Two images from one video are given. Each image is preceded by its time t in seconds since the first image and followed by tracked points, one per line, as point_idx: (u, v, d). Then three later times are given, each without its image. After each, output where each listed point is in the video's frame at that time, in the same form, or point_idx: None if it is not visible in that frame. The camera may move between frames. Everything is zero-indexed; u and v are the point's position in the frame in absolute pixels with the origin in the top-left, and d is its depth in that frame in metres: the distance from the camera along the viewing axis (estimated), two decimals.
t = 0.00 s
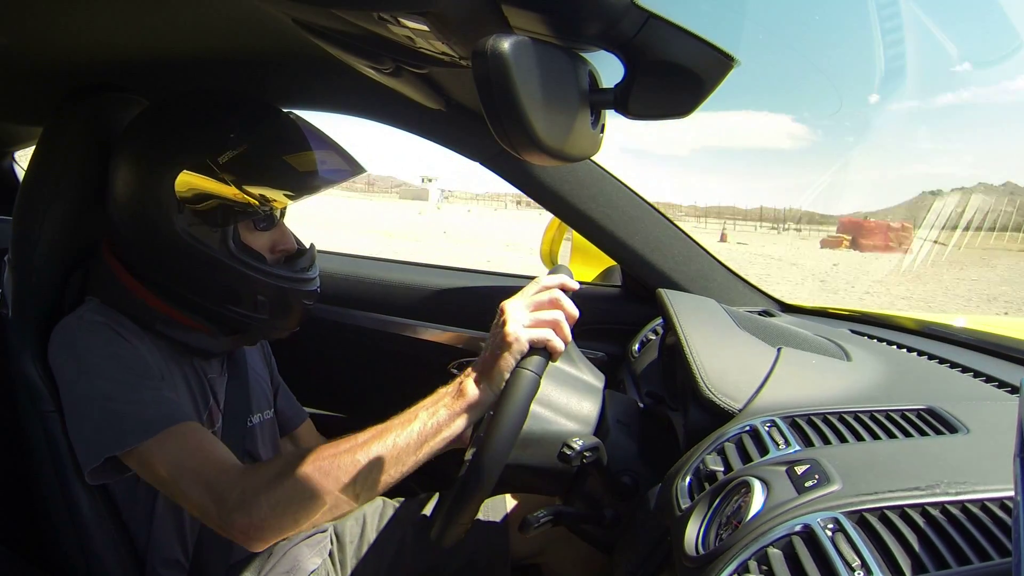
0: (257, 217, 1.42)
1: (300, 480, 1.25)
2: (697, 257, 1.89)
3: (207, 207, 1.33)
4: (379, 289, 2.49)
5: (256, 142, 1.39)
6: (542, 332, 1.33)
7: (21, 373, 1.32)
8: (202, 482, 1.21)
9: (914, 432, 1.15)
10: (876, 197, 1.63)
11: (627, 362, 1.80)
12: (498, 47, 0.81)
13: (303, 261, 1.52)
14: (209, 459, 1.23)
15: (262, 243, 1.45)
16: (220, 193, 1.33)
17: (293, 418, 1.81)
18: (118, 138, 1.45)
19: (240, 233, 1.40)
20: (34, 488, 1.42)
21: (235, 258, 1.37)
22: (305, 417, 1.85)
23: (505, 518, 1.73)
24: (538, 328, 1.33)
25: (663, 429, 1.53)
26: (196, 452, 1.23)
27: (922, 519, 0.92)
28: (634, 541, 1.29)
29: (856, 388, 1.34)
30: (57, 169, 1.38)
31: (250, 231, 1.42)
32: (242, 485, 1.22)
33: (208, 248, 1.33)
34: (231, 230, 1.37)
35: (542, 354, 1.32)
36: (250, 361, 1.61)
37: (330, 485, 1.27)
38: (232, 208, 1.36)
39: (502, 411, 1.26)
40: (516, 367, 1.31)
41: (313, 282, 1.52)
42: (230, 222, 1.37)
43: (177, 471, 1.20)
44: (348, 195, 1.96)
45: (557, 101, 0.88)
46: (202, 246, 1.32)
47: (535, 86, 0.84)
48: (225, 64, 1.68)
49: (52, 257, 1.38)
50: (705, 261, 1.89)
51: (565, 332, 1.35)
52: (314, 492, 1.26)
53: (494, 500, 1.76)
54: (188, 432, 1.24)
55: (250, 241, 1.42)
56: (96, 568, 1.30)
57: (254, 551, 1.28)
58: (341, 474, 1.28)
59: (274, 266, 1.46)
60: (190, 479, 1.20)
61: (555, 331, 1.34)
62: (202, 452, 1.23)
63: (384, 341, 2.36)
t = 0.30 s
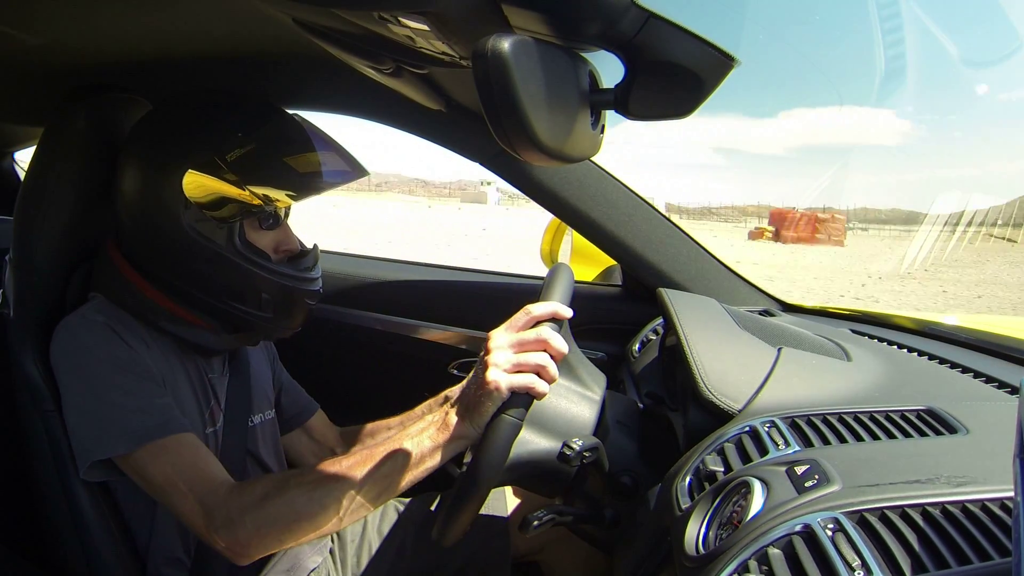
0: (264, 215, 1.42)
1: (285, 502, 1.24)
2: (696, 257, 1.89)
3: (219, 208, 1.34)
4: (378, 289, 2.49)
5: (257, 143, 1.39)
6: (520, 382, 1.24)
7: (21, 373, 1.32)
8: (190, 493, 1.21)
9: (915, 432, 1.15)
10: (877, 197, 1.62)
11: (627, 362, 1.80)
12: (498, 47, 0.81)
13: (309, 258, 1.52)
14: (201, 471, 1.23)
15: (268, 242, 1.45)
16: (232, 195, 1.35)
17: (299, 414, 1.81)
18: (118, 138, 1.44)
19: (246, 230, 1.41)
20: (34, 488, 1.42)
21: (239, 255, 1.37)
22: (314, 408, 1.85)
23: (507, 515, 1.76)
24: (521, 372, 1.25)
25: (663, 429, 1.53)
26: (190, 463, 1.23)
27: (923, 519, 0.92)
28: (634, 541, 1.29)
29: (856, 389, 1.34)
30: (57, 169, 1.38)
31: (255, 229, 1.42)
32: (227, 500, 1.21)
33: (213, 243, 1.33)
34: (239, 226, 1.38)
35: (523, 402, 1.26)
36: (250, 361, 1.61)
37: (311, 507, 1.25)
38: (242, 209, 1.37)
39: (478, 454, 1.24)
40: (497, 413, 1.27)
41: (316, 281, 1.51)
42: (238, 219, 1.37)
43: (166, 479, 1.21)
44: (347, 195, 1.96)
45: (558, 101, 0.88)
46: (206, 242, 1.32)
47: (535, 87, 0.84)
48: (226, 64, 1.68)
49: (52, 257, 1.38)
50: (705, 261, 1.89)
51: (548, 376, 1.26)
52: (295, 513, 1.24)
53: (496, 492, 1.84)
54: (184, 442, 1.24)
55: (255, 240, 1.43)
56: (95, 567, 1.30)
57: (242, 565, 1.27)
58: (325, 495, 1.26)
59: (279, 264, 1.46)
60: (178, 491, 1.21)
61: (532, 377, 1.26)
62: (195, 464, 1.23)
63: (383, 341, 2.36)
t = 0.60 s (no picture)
0: (264, 215, 1.42)
1: (292, 495, 1.23)
2: (696, 257, 1.90)
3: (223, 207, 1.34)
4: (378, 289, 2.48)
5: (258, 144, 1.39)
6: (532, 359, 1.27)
7: (21, 373, 1.32)
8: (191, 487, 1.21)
9: (915, 432, 1.15)
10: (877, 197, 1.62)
11: (627, 362, 1.80)
12: (499, 48, 0.81)
13: (311, 258, 1.52)
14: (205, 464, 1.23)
15: (269, 240, 1.45)
16: (235, 195, 1.34)
17: (300, 417, 1.81)
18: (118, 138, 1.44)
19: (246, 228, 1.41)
20: (34, 489, 1.42)
21: (241, 253, 1.37)
22: (311, 416, 1.85)
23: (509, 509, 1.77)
24: (529, 354, 1.27)
25: (663, 429, 1.53)
26: (194, 458, 1.23)
27: (923, 519, 0.92)
28: (635, 541, 1.29)
29: (856, 389, 1.34)
30: (57, 170, 1.37)
31: (257, 228, 1.42)
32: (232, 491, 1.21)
33: (213, 240, 1.33)
34: (238, 225, 1.38)
35: (531, 381, 1.27)
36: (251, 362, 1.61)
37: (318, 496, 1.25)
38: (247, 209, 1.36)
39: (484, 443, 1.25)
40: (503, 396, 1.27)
41: (316, 281, 1.51)
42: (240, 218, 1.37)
43: (170, 474, 1.20)
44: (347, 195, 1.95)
45: (559, 101, 0.88)
46: (206, 240, 1.32)
47: (535, 88, 0.84)
48: (226, 64, 1.68)
49: (52, 257, 1.38)
50: (704, 260, 1.90)
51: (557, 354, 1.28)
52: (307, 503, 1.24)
53: (501, 492, 1.85)
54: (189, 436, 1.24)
55: (257, 240, 1.43)
56: (95, 567, 1.30)
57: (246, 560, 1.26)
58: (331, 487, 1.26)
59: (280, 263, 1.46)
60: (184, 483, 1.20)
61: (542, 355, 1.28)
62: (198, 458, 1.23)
63: (383, 341, 2.36)
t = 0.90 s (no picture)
0: (255, 214, 1.41)
1: (262, 531, 1.21)
2: (700, 258, 1.87)
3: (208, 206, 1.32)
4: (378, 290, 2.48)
5: (256, 143, 1.40)
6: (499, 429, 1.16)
7: (20, 374, 1.32)
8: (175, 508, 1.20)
9: (915, 432, 1.15)
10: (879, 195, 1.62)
11: (627, 362, 1.79)
12: (498, 49, 0.80)
13: (306, 256, 1.52)
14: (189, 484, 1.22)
15: (262, 239, 1.44)
16: (218, 192, 1.33)
17: (304, 408, 1.82)
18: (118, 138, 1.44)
19: (237, 227, 1.39)
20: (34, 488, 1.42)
21: (231, 251, 1.36)
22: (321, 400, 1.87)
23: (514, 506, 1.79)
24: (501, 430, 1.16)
25: (664, 429, 1.53)
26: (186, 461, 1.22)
27: (922, 519, 0.92)
28: (635, 541, 1.29)
29: (856, 389, 1.34)
30: (56, 170, 1.37)
31: (247, 228, 1.41)
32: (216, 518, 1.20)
33: (204, 242, 1.32)
34: (226, 224, 1.36)
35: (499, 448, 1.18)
36: (250, 361, 1.61)
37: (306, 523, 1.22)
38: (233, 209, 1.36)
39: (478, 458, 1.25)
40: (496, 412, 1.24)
41: (312, 280, 1.50)
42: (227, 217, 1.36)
43: (152, 496, 1.20)
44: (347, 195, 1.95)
45: (558, 102, 0.88)
46: (196, 241, 1.31)
47: (535, 88, 0.84)
48: (226, 63, 1.68)
49: (51, 257, 1.38)
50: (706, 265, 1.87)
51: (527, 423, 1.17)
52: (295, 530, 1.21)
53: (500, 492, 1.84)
54: (170, 461, 1.22)
55: (247, 238, 1.41)
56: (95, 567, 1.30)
57: None
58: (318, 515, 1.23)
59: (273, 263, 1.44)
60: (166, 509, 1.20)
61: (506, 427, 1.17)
62: (179, 484, 1.21)
63: (383, 340, 2.36)
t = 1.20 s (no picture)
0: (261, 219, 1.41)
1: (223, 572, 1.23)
2: (698, 257, 1.88)
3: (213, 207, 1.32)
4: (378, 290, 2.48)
5: (257, 143, 1.40)
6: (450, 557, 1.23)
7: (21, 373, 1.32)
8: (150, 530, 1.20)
9: (915, 432, 1.15)
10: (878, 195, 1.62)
11: (627, 362, 1.79)
12: (499, 49, 0.80)
13: (308, 265, 1.51)
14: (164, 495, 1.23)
15: (265, 244, 1.43)
16: (224, 193, 1.33)
17: (307, 403, 1.83)
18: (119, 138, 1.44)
19: (242, 230, 1.39)
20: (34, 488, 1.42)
21: (235, 254, 1.34)
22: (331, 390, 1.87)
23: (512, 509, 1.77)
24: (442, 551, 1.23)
25: (664, 429, 1.53)
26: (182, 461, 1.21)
27: (922, 519, 0.92)
28: (635, 541, 1.29)
29: (856, 389, 1.34)
30: (56, 169, 1.37)
31: (252, 232, 1.41)
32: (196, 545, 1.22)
33: (206, 241, 1.31)
34: (231, 226, 1.36)
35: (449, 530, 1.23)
36: (252, 359, 1.61)
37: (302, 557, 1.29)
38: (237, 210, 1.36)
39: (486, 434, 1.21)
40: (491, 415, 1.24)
41: (316, 287, 1.49)
42: (230, 217, 1.35)
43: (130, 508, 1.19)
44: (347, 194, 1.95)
45: (558, 101, 0.88)
46: (198, 240, 1.30)
47: (535, 88, 0.84)
48: (226, 62, 1.68)
49: (51, 257, 1.38)
50: (705, 261, 1.89)
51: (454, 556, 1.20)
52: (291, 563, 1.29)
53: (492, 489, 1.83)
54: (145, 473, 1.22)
55: (253, 242, 1.41)
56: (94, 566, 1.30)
57: None
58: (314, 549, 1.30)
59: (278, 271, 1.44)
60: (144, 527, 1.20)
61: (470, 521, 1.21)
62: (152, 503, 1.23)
63: (384, 340, 2.36)
